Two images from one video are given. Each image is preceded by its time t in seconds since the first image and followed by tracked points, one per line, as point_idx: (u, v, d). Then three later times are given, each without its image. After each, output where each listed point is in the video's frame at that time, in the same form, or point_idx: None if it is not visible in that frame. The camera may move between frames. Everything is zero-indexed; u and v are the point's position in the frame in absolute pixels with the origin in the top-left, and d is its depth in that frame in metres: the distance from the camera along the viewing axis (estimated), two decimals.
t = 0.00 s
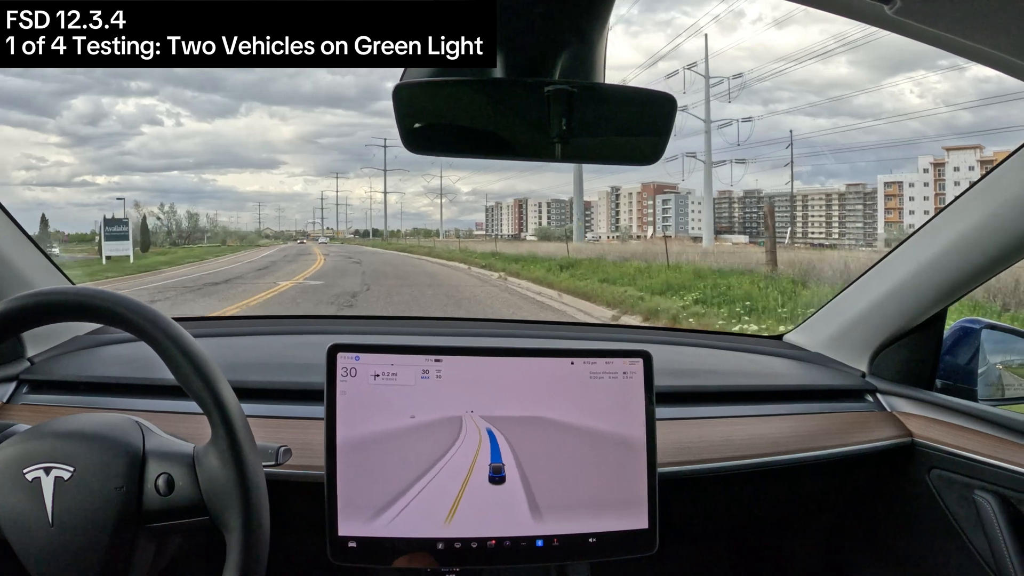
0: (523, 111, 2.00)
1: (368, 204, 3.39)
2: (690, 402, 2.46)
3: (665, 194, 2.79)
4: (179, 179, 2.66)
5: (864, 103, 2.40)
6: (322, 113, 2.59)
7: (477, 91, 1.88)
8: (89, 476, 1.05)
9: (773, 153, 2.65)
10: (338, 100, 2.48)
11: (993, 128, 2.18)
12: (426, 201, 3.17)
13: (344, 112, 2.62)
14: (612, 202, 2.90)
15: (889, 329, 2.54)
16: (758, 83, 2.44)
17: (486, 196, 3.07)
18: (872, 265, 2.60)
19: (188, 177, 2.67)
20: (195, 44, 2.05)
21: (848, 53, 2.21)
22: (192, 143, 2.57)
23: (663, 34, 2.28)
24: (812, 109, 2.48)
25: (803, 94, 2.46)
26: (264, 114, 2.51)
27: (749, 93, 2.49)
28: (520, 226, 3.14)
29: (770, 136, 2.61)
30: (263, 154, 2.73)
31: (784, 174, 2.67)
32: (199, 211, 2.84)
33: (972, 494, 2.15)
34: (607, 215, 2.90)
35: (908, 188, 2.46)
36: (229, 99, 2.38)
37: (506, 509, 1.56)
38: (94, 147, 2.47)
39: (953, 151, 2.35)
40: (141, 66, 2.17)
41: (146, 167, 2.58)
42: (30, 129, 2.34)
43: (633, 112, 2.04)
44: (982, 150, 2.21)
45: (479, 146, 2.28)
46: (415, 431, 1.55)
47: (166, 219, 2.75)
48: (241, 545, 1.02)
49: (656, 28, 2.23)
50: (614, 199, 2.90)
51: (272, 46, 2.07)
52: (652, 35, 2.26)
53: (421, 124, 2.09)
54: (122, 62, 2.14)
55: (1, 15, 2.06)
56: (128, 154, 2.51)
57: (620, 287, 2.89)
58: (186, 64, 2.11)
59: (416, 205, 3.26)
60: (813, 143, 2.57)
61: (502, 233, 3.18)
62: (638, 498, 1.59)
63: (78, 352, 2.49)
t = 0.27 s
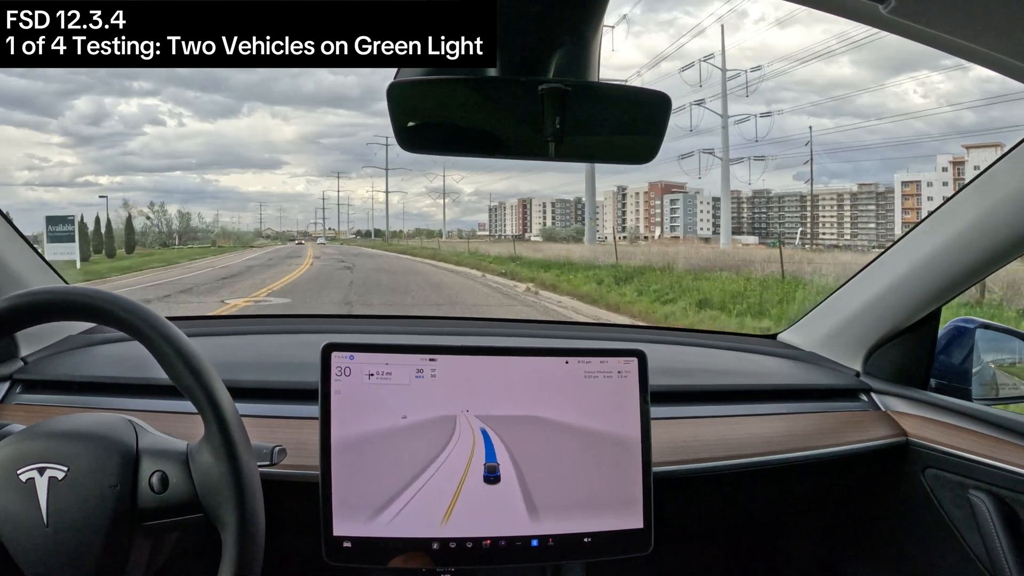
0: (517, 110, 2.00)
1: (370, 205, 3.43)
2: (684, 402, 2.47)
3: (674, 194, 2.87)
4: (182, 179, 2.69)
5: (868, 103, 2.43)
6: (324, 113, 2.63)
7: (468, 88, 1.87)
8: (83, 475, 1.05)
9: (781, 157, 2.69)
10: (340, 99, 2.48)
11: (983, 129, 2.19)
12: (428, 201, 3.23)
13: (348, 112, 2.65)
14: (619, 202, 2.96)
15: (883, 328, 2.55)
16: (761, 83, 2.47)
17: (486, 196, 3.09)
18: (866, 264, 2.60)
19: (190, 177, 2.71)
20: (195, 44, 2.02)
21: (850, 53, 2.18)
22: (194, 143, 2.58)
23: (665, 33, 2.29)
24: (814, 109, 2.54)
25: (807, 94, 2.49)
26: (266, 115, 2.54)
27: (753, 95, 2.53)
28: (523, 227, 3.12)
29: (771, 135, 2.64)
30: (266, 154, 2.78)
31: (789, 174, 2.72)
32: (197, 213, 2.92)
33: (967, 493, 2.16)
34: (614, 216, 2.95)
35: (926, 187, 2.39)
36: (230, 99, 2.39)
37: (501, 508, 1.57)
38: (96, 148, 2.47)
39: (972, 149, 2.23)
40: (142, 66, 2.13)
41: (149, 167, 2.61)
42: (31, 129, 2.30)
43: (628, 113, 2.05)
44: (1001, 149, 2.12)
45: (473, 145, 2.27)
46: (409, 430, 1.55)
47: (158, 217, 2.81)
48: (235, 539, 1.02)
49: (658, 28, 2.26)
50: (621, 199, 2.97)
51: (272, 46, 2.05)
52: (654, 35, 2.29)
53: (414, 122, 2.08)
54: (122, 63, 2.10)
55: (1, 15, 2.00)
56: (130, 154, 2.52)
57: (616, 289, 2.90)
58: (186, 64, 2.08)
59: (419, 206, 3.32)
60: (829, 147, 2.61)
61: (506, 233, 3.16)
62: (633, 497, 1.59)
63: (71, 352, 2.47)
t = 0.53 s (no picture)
0: (509, 110, 2.01)
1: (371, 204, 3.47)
2: (676, 400, 2.48)
3: (680, 194, 2.95)
4: (184, 178, 2.74)
5: (868, 104, 2.50)
6: (325, 113, 2.66)
7: (455, 87, 1.87)
8: (78, 475, 1.05)
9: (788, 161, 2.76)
10: (343, 100, 2.50)
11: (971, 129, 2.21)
12: (429, 201, 3.24)
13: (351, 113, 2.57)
14: (623, 201, 3.01)
15: (874, 326, 2.56)
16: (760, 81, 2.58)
17: (488, 196, 3.13)
18: (856, 262, 2.62)
19: (193, 177, 2.78)
20: (196, 44, 2.03)
21: (851, 54, 2.23)
22: (198, 143, 2.62)
23: (665, 33, 2.45)
24: (816, 111, 2.60)
25: (808, 95, 2.59)
26: (268, 115, 2.59)
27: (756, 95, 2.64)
28: (526, 227, 3.15)
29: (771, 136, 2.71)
30: (268, 154, 2.84)
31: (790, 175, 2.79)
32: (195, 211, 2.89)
33: (959, 490, 2.17)
34: (619, 215, 3.00)
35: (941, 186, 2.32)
36: (234, 99, 2.41)
37: (496, 507, 1.57)
38: (100, 147, 2.53)
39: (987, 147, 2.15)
40: (142, 66, 2.14)
41: (152, 166, 2.65)
42: (37, 129, 2.38)
43: (619, 112, 2.06)
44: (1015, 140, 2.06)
45: (465, 143, 2.28)
46: (402, 429, 1.55)
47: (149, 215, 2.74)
48: (231, 535, 1.02)
49: (659, 28, 2.41)
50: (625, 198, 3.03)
51: (272, 47, 2.06)
52: (655, 35, 2.44)
53: (405, 122, 2.09)
54: (122, 63, 2.11)
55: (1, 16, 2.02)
56: (134, 153, 2.57)
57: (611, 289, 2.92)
58: (187, 64, 2.09)
59: (421, 205, 3.32)
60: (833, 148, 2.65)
61: (508, 234, 3.19)
62: (626, 495, 1.60)
63: (65, 354, 2.46)
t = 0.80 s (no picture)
0: (503, 110, 2.01)
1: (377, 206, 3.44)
2: (671, 399, 2.49)
3: (689, 194, 2.91)
4: (189, 178, 2.74)
5: (871, 104, 2.46)
6: (330, 113, 2.58)
7: (449, 87, 1.87)
8: (72, 476, 1.04)
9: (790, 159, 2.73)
10: (346, 101, 2.48)
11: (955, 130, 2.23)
12: (434, 201, 3.21)
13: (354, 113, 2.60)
14: (633, 199, 2.90)
15: (867, 324, 2.58)
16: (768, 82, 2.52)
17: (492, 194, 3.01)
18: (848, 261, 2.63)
19: (198, 177, 2.77)
20: (196, 44, 2.02)
21: (856, 53, 2.16)
22: (201, 142, 2.63)
23: (669, 33, 2.40)
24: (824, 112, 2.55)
25: (813, 93, 2.51)
26: (273, 115, 2.57)
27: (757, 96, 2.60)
28: (533, 227, 3.06)
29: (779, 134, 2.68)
30: (273, 154, 2.84)
31: (794, 175, 2.75)
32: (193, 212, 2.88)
33: (954, 487, 2.19)
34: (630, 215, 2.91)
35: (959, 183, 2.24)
36: (238, 99, 2.39)
37: (492, 507, 1.57)
38: (105, 147, 2.50)
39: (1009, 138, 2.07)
40: (142, 66, 2.12)
41: (156, 167, 2.64)
42: (41, 129, 2.34)
43: (615, 113, 2.07)
44: None
45: (458, 143, 2.28)
46: (397, 429, 1.55)
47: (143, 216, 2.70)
48: (226, 533, 1.02)
49: (664, 29, 2.37)
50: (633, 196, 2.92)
51: (272, 47, 2.05)
52: (659, 35, 2.40)
53: (398, 122, 2.09)
54: (122, 63, 2.10)
55: (1, 15, 2.01)
56: (139, 154, 2.55)
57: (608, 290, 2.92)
58: (187, 64, 2.08)
59: (425, 205, 3.30)
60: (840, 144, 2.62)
61: (516, 234, 3.09)
62: (621, 494, 1.60)
63: (59, 355, 2.45)
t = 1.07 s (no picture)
0: (498, 110, 2.01)
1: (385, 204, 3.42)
2: (665, 398, 2.50)
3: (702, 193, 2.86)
4: (198, 179, 2.68)
5: (874, 104, 2.46)
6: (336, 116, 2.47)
7: (442, 86, 1.87)
8: (66, 477, 1.04)
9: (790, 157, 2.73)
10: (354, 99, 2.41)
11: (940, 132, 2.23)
12: (442, 202, 3.14)
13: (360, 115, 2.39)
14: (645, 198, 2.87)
15: (859, 323, 2.60)
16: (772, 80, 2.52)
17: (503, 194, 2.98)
18: (839, 260, 2.65)
19: (205, 177, 2.71)
20: (196, 44, 2.00)
21: (858, 52, 2.00)
22: (209, 144, 2.57)
23: (674, 34, 2.39)
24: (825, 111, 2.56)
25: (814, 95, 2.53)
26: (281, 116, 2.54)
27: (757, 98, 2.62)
28: (542, 227, 2.99)
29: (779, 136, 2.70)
30: (279, 155, 2.78)
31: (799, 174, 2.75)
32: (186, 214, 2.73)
33: (943, 484, 2.21)
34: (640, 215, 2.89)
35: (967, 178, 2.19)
36: (245, 99, 2.35)
37: (488, 506, 1.57)
38: (112, 149, 2.47)
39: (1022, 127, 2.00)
40: (142, 66, 2.10)
41: (163, 169, 2.58)
42: (46, 130, 2.30)
43: (608, 112, 2.08)
44: None
45: (452, 142, 2.28)
46: (393, 429, 1.55)
47: (135, 216, 2.61)
48: (222, 532, 1.02)
49: (668, 29, 2.35)
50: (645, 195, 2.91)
51: (272, 47, 2.04)
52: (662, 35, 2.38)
53: (392, 121, 2.09)
54: (122, 62, 2.09)
55: (1, 15, 2.00)
56: (145, 155, 2.51)
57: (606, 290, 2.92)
58: (187, 64, 2.06)
59: (433, 205, 3.23)
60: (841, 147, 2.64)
61: (524, 234, 3.03)
62: (616, 492, 1.61)
63: (53, 356, 2.43)
